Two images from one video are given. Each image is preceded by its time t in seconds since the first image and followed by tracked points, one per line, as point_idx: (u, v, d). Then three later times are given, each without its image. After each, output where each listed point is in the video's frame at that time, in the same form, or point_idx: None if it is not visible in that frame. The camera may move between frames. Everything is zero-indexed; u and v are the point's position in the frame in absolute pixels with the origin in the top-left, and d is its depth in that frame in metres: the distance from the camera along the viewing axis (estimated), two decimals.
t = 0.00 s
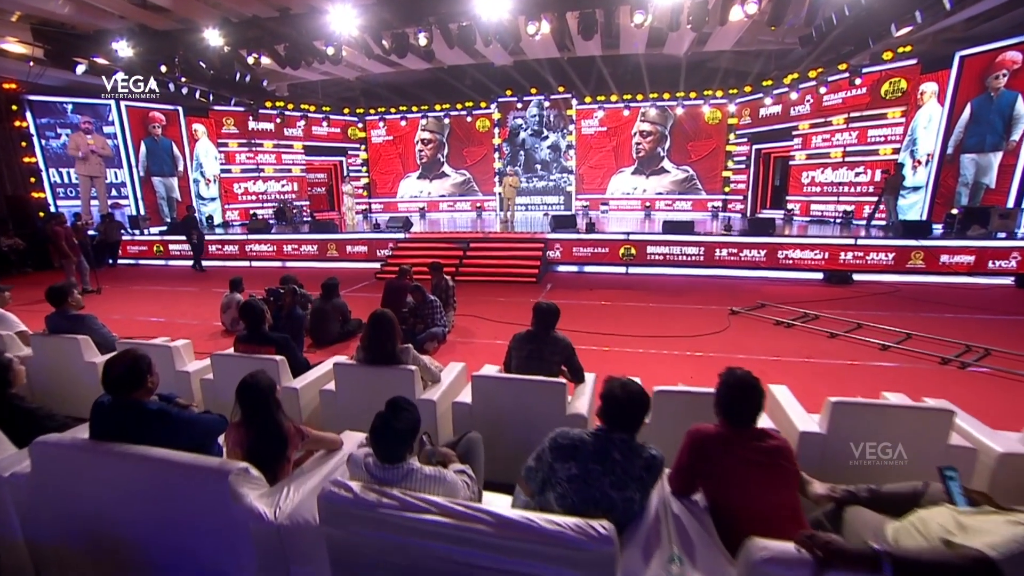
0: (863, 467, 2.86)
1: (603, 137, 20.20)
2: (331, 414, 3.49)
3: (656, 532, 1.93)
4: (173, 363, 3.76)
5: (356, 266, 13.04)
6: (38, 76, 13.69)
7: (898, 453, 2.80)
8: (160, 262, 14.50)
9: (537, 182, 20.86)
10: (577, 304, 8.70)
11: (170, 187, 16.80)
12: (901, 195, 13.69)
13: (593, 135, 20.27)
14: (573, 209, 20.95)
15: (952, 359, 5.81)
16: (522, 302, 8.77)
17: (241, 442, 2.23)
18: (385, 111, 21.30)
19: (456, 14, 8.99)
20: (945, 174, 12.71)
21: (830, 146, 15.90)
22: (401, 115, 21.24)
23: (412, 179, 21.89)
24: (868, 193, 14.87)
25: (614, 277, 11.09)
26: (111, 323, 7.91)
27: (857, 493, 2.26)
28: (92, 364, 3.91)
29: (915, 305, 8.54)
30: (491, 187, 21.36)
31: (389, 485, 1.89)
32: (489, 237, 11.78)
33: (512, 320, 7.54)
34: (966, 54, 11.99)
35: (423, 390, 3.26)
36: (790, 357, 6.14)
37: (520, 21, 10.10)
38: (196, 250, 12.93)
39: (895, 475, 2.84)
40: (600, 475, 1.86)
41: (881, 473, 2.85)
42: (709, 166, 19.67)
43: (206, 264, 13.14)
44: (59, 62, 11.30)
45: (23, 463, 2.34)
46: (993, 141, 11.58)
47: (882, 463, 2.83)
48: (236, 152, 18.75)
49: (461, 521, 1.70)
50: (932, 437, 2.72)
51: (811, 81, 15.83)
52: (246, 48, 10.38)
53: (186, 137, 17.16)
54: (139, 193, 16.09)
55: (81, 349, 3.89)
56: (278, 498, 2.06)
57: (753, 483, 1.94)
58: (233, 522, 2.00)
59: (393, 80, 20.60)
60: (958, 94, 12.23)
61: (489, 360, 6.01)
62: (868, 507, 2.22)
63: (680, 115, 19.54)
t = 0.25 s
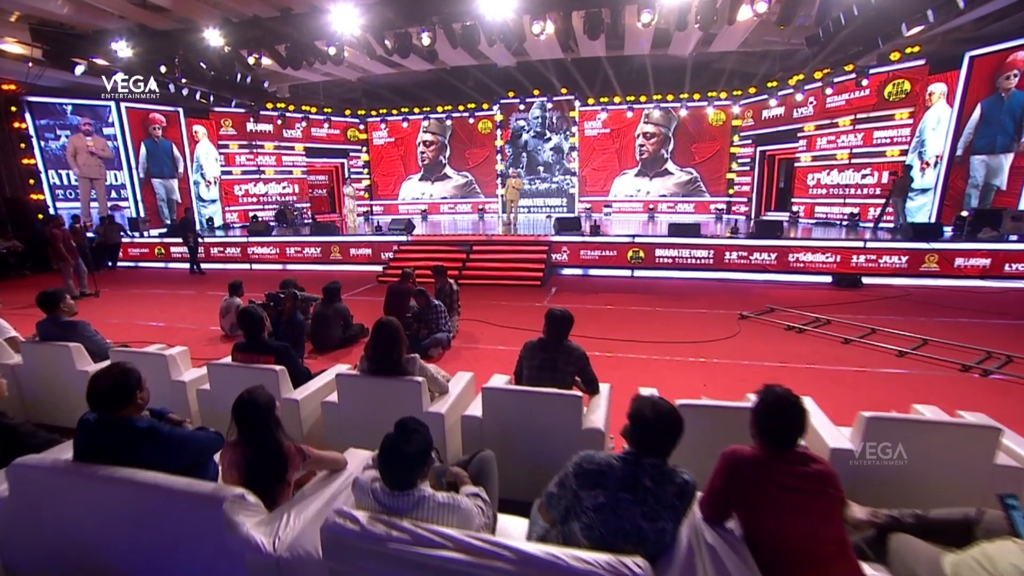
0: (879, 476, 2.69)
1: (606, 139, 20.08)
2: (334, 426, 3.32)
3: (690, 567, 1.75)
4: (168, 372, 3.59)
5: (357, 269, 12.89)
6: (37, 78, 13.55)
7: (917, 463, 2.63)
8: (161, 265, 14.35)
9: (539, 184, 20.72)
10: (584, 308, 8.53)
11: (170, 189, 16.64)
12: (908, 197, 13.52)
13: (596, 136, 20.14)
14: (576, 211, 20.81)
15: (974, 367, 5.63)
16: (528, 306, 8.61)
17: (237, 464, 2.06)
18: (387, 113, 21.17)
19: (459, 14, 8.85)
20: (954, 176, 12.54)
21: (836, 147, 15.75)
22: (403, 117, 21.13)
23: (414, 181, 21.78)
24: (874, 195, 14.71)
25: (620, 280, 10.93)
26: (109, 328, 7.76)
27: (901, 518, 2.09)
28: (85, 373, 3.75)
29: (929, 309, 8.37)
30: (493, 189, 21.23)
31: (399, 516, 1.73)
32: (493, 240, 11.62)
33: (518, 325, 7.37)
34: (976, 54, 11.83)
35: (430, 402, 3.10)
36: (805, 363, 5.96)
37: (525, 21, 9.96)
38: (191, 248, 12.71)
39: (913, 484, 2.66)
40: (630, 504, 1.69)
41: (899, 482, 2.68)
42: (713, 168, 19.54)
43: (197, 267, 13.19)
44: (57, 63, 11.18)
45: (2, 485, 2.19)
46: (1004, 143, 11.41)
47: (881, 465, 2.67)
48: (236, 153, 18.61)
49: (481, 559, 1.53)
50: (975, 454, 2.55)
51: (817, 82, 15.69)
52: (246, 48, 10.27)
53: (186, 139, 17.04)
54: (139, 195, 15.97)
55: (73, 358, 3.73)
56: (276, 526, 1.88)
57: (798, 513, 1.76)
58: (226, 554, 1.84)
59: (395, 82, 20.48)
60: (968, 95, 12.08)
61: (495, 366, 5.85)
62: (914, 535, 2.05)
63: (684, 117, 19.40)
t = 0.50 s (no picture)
0: (913, 494, 2.54)
1: (609, 141, 19.98)
2: (336, 439, 3.16)
3: None
4: (163, 382, 3.43)
5: (359, 272, 12.75)
6: (37, 79, 13.44)
7: (951, 480, 2.48)
8: (162, 268, 14.22)
9: (542, 187, 20.62)
10: (590, 313, 8.38)
11: (170, 191, 16.50)
12: (916, 199, 13.38)
13: (598, 138, 20.03)
14: (578, 214, 20.68)
15: (994, 374, 5.47)
16: (533, 311, 8.46)
17: (232, 486, 1.90)
18: (388, 115, 21.06)
19: (463, 14, 8.74)
20: (962, 178, 12.40)
21: (841, 149, 15.61)
22: (404, 119, 21.02)
23: (416, 183, 21.68)
24: (880, 198, 14.57)
25: (625, 284, 10.78)
26: (107, 332, 7.62)
27: (951, 547, 1.95)
28: (77, 381, 3.61)
29: (942, 314, 8.21)
30: (495, 192, 21.13)
31: (409, 547, 1.58)
32: (496, 243, 11.49)
33: (523, 330, 7.23)
34: (984, 55, 11.70)
35: (437, 416, 2.95)
36: (819, 369, 5.80)
37: (529, 22, 9.84)
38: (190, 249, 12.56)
39: (950, 503, 2.52)
40: (662, 536, 1.54)
41: (934, 501, 2.53)
42: (717, 170, 19.43)
43: (198, 269, 12.95)
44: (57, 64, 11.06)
45: None
46: (1014, 144, 11.28)
47: (916, 483, 2.52)
48: (236, 155, 18.45)
49: None
50: (1017, 472, 2.41)
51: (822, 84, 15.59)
52: (247, 49, 10.16)
53: (186, 141, 16.94)
54: (139, 197, 15.87)
55: (65, 366, 3.59)
56: (275, 557, 1.70)
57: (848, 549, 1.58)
58: None
59: (397, 83, 20.37)
60: (977, 97, 11.94)
61: (500, 373, 5.70)
62: (964, 565, 1.92)
63: (687, 119, 19.29)
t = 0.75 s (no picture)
0: (955, 519, 2.38)
1: (612, 144, 19.88)
2: (338, 456, 3.00)
3: None
4: (157, 394, 3.27)
5: (361, 276, 12.63)
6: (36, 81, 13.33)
7: (997, 505, 2.33)
8: (163, 272, 14.08)
9: (544, 190, 20.51)
10: (597, 318, 8.22)
11: (170, 194, 16.37)
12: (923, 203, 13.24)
13: (601, 141, 19.96)
14: (581, 217, 20.56)
15: (1016, 383, 5.31)
16: (538, 316, 8.32)
17: (225, 514, 1.74)
18: (390, 118, 20.97)
19: (466, 14, 8.61)
20: (971, 181, 12.26)
21: (847, 152, 15.48)
22: (406, 122, 20.92)
23: (417, 187, 21.59)
24: (887, 201, 14.44)
25: (630, 288, 10.64)
26: (104, 338, 7.48)
27: None
28: (67, 392, 3.46)
29: (956, 320, 8.04)
30: (497, 195, 21.01)
31: None
32: (500, 247, 11.35)
33: (529, 336, 7.08)
34: (993, 57, 11.57)
35: (444, 431, 2.80)
36: (833, 378, 5.64)
37: (534, 23, 9.71)
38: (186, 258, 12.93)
39: (993, 528, 2.37)
40: None
41: (977, 526, 2.38)
42: (720, 173, 19.33)
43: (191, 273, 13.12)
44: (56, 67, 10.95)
45: None
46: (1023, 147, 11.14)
47: (958, 506, 2.36)
48: (236, 158, 18.24)
49: None
50: None
51: (827, 86, 15.48)
52: (248, 51, 10.07)
53: (187, 144, 16.83)
54: (139, 200, 15.75)
55: (55, 376, 3.44)
56: None
57: None
58: None
59: (399, 86, 20.28)
60: (985, 99, 11.80)
61: (506, 381, 5.55)
62: None
63: (690, 122, 19.19)
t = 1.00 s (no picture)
0: (1000, 546, 2.24)
1: (613, 148, 19.79)
2: (338, 474, 2.83)
3: None
4: (149, 408, 3.09)
5: (361, 280, 12.47)
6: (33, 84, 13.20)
7: None
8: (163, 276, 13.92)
9: (545, 194, 20.40)
10: (602, 324, 8.07)
11: (169, 198, 16.20)
12: (929, 207, 13.13)
13: (602, 145, 19.88)
14: (582, 221, 20.44)
15: None
16: (542, 322, 8.16)
17: (215, 549, 1.59)
18: (390, 121, 20.88)
19: (469, 16, 8.49)
20: (977, 185, 12.15)
21: (850, 156, 15.38)
22: (406, 125, 20.83)
23: (417, 190, 21.48)
24: (891, 205, 14.33)
25: (634, 294, 10.49)
26: (99, 344, 7.32)
27: None
28: (53, 405, 3.29)
29: (968, 326, 7.90)
30: (497, 199, 20.90)
31: None
32: (501, 252, 11.22)
33: (533, 343, 6.92)
34: (998, 60, 11.48)
35: (452, 449, 2.64)
36: (849, 387, 5.49)
37: (538, 25, 9.59)
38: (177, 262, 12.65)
39: None
40: None
41: None
42: (722, 177, 19.25)
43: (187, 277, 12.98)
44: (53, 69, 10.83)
45: None
46: None
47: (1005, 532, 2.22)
48: (235, 162, 18.09)
49: None
50: None
51: (830, 89, 15.40)
52: (248, 53, 9.95)
53: (186, 147, 16.70)
54: (136, 204, 15.60)
55: (41, 388, 3.28)
56: None
57: None
58: None
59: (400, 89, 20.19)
60: (991, 102, 11.71)
61: (512, 391, 5.38)
62: None
63: (692, 125, 19.11)
